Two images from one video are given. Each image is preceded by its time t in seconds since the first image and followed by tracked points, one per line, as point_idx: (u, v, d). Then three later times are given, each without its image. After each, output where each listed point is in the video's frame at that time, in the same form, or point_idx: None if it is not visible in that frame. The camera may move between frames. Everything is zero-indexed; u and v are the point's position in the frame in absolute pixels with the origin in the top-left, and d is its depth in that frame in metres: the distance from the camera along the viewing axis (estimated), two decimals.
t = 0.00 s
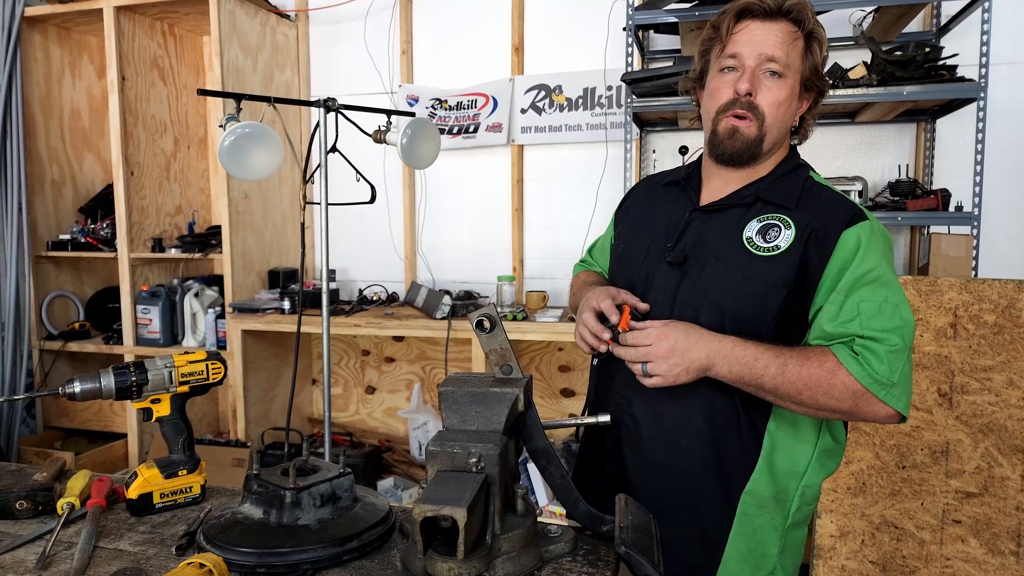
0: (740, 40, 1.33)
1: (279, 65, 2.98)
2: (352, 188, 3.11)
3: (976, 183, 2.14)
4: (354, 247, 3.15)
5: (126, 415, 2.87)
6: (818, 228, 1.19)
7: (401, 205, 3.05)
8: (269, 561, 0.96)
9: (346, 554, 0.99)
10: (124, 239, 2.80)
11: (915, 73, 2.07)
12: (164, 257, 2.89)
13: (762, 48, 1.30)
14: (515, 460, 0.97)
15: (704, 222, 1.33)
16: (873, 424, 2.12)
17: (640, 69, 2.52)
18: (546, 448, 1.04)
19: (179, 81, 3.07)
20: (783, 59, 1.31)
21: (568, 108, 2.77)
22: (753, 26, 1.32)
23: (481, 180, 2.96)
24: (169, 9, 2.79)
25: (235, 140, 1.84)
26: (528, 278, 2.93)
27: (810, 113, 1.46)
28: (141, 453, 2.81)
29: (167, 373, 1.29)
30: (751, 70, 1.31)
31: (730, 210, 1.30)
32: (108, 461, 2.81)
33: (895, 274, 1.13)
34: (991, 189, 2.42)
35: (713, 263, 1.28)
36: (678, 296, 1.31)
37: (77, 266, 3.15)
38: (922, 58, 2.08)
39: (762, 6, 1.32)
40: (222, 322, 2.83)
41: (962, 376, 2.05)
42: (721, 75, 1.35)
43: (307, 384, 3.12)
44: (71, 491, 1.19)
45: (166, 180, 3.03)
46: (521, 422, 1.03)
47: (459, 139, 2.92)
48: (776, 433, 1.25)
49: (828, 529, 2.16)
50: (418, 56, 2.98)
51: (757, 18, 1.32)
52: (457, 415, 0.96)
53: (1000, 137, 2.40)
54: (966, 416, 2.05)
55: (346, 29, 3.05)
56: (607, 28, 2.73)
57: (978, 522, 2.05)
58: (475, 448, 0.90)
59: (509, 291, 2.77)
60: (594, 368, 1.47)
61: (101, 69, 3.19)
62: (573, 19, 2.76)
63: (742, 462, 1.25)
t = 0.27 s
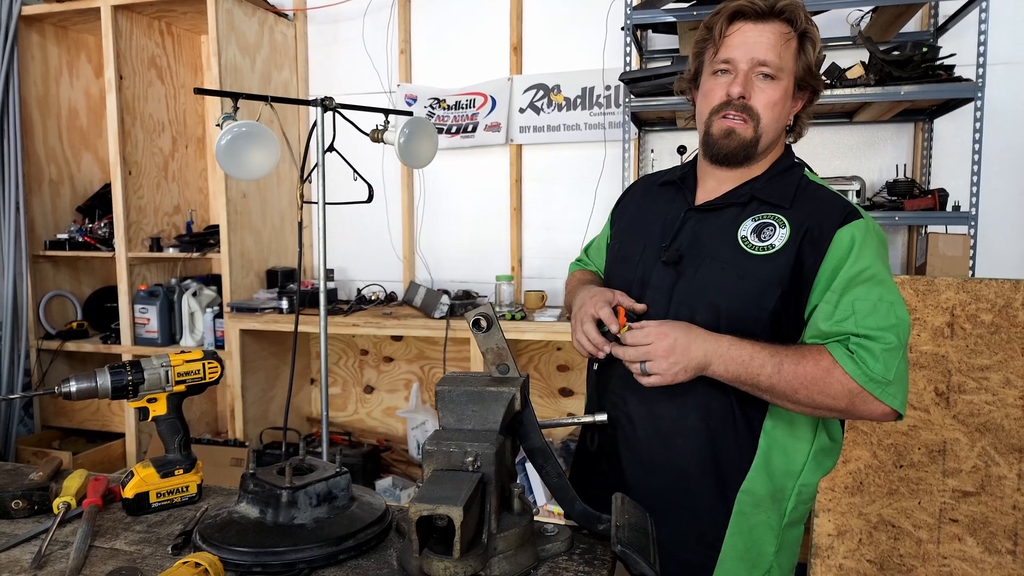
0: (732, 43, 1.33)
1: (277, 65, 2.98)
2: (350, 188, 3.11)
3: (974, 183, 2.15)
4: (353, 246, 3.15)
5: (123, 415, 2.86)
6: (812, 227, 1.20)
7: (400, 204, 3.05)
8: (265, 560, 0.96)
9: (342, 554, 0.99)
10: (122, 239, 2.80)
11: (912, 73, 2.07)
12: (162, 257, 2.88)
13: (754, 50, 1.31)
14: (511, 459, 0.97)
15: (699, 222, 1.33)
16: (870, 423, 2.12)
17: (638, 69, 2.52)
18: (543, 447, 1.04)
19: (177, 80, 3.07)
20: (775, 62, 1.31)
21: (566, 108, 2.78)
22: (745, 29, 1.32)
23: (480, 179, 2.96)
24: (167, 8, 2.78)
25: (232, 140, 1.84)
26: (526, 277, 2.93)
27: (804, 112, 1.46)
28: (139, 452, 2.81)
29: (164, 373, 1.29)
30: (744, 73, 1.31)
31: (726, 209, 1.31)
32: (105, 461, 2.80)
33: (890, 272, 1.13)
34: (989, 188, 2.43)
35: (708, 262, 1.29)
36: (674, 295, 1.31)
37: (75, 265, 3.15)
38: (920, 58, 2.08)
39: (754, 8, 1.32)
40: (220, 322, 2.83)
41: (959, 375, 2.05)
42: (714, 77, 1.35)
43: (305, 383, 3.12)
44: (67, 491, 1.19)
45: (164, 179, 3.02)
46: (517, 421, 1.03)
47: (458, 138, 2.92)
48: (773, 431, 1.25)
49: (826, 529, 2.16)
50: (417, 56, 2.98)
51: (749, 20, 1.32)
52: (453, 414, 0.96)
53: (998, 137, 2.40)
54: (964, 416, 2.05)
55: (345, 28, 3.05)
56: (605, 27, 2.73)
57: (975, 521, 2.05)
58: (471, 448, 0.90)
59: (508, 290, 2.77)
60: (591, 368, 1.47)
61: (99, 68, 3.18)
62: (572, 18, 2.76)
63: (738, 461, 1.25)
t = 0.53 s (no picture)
0: (724, 47, 1.32)
1: (276, 64, 2.97)
2: (349, 188, 3.11)
3: (972, 183, 2.15)
4: (351, 246, 3.15)
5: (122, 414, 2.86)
6: (811, 227, 1.20)
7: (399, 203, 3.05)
8: (264, 560, 0.96)
9: (342, 553, 0.99)
10: (120, 238, 2.80)
11: (911, 73, 2.07)
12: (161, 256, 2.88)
13: (747, 54, 1.30)
14: (511, 459, 0.97)
15: (697, 222, 1.33)
16: (869, 423, 2.12)
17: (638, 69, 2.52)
18: (543, 447, 1.04)
19: (176, 79, 3.06)
20: (769, 64, 1.30)
21: (565, 108, 2.78)
22: (738, 31, 1.31)
23: (479, 179, 2.96)
24: (166, 7, 2.78)
25: (232, 138, 1.83)
26: (525, 277, 2.93)
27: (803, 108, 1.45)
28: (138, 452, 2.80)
29: (163, 372, 1.28)
30: (736, 77, 1.30)
31: (724, 209, 1.31)
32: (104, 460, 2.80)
33: (889, 271, 1.13)
34: (987, 189, 2.43)
35: (707, 262, 1.29)
36: (673, 295, 1.31)
37: (73, 264, 3.14)
38: (919, 58, 2.08)
39: (746, 11, 1.30)
40: (219, 321, 2.83)
41: (958, 375, 2.05)
42: (707, 81, 1.35)
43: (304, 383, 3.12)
44: (66, 491, 1.19)
45: (162, 178, 3.02)
46: (517, 421, 1.03)
47: (457, 138, 2.92)
48: (772, 430, 1.24)
49: (825, 528, 2.16)
50: (416, 55, 2.98)
51: (741, 23, 1.31)
52: (453, 413, 0.96)
53: (997, 137, 2.40)
54: (962, 416, 2.06)
55: (344, 28, 3.05)
56: (604, 27, 2.73)
57: (974, 521, 2.05)
58: (471, 447, 0.90)
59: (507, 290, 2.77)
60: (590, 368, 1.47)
61: (97, 67, 3.18)
62: (571, 18, 2.76)
63: (737, 460, 1.25)
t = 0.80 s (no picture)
0: (715, 53, 1.31)
1: (274, 62, 2.96)
2: (348, 186, 3.10)
3: (972, 182, 2.14)
4: (350, 245, 3.14)
5: (119, 413, 2.85)
6: (811, 225, 1.20)
7: (397, 202, 3.04)
8: (263, 560, 0.96)
9: (341, 553, 0.99)
10: (118, 236, 2.79)
11: (911, 72, 2.07)
12: (159, 255, 2.87)
13: (737, 60, 1.29)
14: (512, 459, 0.96)
15: (698, 220, 1.33)
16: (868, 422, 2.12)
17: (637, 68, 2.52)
18: (543, 447, 1.04)
19: (174, 77, 3.05)
20: (760, 69, 1.29)
21: (564, 106, 2.77)
22: (727, 37, 1.30)
23: (477, 177, 2.95)
24: (163, 4, 2.77)
25: (230, 136, 1.82)
26: (524, 276, 2.92)
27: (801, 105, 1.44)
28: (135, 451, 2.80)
29: (161, 371, 1.28)
30: (728, 84, 1.30)
31: (724, 208, 1.31)
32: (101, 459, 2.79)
33: (892, 270, 1.13)
34: (986, 189, 2.43)
35: (708, 260, 1.28)
36: (673, 294, 1.30)
37: (71, 263, 3.14)
38: (919, 57, 2.08)
39: (734, 16, 1.29)
40: (217, 320, 2.81)
41: (957, 375, 2.05)
42: (700, 88, 1.35)
43: (302, 382, 3.11)
44: (64, 490, 1.18)
45: (160, 177, 3.01)
46: (518, 420, 1.02)
47: (456, 136, 2.91)
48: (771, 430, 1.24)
49: (823, 528, 2.16)
50: (415, 53, 2.97)
51: (730, 28, 1.30)
52: (453, 413, 0.95)
53: (996, 137, 2.40)
54: (961, 415, 2.06)
55: (343, 25, 3.04)
56: (604, 25, 2.72)
57: (972, 521, 2.05)
58: (471, 447, 0.89)
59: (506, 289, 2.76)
60: (590, 368, 1.46)
61: (95, 64, 3.17)
62: (570, 16, 2.75)
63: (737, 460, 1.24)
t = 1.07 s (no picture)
0: (702, 65, 1.29)
1: (271, 62, 2.96)
2: (345, 186, 3.10)
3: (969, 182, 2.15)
4: (347, 244, 3.14)
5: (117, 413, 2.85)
6: (807, 225, 1.20)
7: (395, 201, 3.04)
8: (261, 561, 0.96)
9: (339, 554, 0.99)
10: (115, 237, 2.78)
11: (909, 72, 2.07)
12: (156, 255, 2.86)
13: (722, 74, 1.26)
14: (510, 459, 0.96)
15: (694, 219, 1.33)
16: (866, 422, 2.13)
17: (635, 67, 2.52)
18: (542, 447, 1.03)
19: (171, 77, 3.05)
20: (747, 82, 1.26)
21: (562, 106, 2.77)
22: (713, 51, 1.27)
23: (475, 177, 2.95)
24: (160, 4, 2.76)
25: (227, 136, 1.82)
26: (522, 276, 2.92)
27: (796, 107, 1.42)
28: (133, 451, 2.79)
29: (158, 372, 1.28)
30: (714, 99, 1.28)
31: (720, 207, 1.31)
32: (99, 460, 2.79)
33: (886, 274, 1.14)
34: (983, 189, 2.43)
35: (704, 259, 1.28)
36: (670, 293, 1.30)
37: (68, 263, 3.13)
38: (916, 56, 2.08)
39: (718, 29, 1.26)
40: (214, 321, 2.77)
41: (954, 374, 2.06)
42: (689, 100, 1.33)
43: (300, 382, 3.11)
44: (61, 491, 1.18)
45: (157, 177, 3.00)
46: (516, 420, 1.02)
47: (454, 136, 2.91)
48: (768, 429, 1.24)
49: (821, 527, 2.16)
50: (412, 53, 2.97)
51: (715, 40, 1.27)
52: (451, 414, 0.95)
53: (993, 136, 2.41)
54: (958, 414, 2.06)
55: (340, 25, 3.04)
56: (601, 25, 2.72)
57: (970, 519, 2.06)
58: (470, 447, 0.89)
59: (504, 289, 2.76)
60: (588, 367, 1.46)
61: (92, 64, 3.16)
62: (568, 16, 2.75)
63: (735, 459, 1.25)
